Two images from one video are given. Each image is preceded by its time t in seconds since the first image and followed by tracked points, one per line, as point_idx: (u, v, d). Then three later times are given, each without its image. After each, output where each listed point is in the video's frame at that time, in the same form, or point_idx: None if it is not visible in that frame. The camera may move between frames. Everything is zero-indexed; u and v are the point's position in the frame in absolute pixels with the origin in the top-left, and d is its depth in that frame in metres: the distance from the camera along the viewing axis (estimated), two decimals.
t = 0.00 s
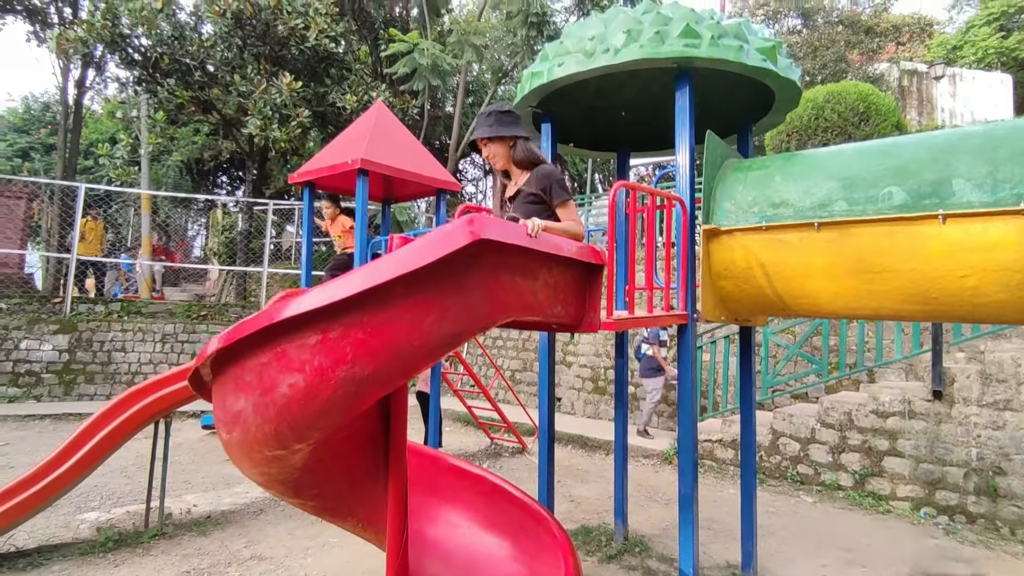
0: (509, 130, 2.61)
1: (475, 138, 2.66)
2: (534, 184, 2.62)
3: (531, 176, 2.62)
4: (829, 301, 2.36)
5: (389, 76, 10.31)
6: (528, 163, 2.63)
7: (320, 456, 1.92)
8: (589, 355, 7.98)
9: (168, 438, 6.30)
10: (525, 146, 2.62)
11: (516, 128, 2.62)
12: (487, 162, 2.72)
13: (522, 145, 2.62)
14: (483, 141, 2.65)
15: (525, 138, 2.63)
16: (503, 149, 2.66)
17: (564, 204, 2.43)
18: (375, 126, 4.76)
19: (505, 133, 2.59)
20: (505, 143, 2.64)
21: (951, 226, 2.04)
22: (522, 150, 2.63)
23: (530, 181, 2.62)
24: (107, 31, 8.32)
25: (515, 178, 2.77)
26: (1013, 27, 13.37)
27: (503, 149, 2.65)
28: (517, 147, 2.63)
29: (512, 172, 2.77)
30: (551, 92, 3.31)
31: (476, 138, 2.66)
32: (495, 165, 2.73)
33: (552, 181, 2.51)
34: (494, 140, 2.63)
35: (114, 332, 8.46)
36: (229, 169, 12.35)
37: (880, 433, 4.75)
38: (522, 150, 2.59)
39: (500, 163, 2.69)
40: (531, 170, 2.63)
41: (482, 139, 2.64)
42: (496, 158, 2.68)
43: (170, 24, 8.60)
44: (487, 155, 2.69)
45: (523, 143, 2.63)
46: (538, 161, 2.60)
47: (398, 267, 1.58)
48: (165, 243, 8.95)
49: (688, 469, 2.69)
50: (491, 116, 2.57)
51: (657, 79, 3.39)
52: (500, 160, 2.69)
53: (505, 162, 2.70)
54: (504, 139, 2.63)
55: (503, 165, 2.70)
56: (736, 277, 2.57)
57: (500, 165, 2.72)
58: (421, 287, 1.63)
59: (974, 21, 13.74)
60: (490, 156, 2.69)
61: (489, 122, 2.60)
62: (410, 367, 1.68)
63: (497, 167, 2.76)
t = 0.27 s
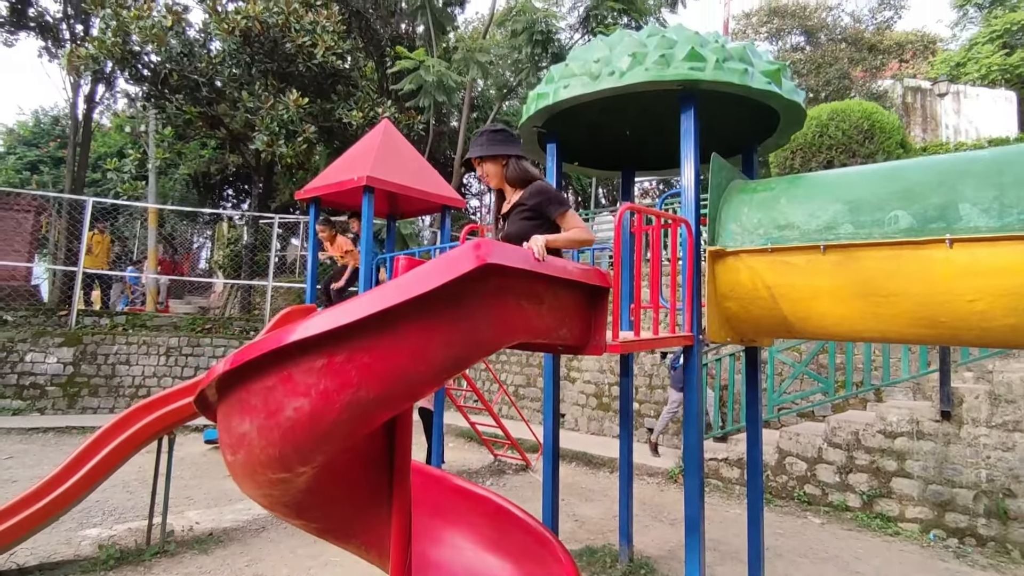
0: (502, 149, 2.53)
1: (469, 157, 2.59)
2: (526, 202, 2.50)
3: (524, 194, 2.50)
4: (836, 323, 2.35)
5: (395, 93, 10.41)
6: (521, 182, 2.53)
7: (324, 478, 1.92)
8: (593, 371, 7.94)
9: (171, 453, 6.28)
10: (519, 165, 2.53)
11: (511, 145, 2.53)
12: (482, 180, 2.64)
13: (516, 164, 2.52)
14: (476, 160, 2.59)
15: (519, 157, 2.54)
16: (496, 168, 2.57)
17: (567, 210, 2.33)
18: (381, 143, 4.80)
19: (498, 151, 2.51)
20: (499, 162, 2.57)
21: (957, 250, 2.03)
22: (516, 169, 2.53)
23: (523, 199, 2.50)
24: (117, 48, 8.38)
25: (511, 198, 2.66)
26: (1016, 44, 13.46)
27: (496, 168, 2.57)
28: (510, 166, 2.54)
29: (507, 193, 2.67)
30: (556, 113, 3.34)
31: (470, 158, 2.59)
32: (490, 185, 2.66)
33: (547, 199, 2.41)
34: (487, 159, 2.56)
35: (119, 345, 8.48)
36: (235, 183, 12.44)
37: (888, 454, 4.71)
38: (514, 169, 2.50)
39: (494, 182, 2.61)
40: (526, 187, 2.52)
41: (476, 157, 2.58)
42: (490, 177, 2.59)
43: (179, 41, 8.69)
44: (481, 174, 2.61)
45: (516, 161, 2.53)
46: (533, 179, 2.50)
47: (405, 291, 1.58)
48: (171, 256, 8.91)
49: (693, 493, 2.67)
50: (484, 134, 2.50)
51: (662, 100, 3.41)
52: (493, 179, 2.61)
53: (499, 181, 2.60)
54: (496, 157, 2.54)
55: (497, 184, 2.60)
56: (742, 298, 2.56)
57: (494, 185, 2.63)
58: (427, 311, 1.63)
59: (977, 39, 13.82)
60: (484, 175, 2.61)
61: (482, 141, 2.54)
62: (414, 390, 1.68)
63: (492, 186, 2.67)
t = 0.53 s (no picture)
0: (498, 156, 2.47)
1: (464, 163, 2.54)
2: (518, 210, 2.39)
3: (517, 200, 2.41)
4: (840, 333, 2.35)
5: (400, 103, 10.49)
6: (514, 192, 2.45)
7: (328, 485, 1.92)
8: (596, 381, 7.92)
9: (173, 461, 6.28)
10: (513, 174, 2.46)
11: (508, 153, 2.48)
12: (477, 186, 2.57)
13: (510, 172, 2.45)
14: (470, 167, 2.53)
15: (514, 166, 2.47)
16: (491, 176, 2.51)
17: (560, 206, 2.24)
18: (385, 153, 4.83)
19: (493, 158, 2.45)
20: (495, 170, 2.51)
21: (962, 261, 2.03)
22: (509, 177, 2.45)
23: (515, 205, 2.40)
24: (125, 58, 8.46)
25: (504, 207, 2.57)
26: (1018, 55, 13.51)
27: (490, 176, 2.51)
28: (504, 174, 2.47)
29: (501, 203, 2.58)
30: (560, 123, 3.35)
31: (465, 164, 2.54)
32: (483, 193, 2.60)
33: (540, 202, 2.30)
34: (482, 165, 2.50)
35: (122, 352, 8.50)
36: (240, 191, 12.51)
37: (893, 465, 4.68)
38: (507, 178, 2.42)
39: (487, 190, 2.54)
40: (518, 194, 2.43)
41: (470, 164, 2.52)
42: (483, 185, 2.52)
43: (187, 51, 8.77)
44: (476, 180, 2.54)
45: (511, 169, 2.46)
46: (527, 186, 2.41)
47: (410, 301, 1.59)
48: (176, 264, 8.97)
49: (698, 503, 2.66)
50: (479, 141, 2.45)
51: (665, 111, 3.43)
52: (487, 187, 2.54)
53: (493, 190, 2.53)
54: (491, 165, 2.48)
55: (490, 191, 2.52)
56: (746, 308, 2.56)
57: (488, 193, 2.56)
58: (433, 320, 1.63)
59: (981, 50, 13.78)
60: (477, 183, 2.54)
61: (478, 147, 2.49)
62: (419, 399, 1.69)
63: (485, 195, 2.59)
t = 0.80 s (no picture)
0: (504, 162, 2.44)
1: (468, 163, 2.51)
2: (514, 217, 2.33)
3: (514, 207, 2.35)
4: (843, 339, 2.35)
5: (403, 109, 10.54)
6: (514, 199, 2.41)
7: (332, 489, 1.93)
8: (598, 387, 7.91)
9: (176, 465, 6.28)
10: (516, 182, 2.42)
11: (514, 161, 2.46)
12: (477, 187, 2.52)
13: (514, 179, 2.42)
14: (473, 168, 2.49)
15: (519, 174, 2.44)
16: (495, 180, 2.48)
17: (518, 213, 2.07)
18: (389, 159, 4.84)
19: (499, 163, 2.42)
20: (500, 174, 2.47)
21: (964, 267, 2.04)
22: (512, 184, 2.42)
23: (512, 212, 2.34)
24: (131, 64, 8.51)
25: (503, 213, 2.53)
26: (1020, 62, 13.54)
27: (495, 180, 2.48)
28: (508, 181, 2.44)
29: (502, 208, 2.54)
30: (563, 130, 3.37)
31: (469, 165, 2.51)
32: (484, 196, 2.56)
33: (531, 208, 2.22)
34: (487, 168, 2.46)
35: (126, 357, 8.52)
36: (243, 197, 12.55)
37: (897, 472, 4.66)
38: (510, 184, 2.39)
39: (489, 194, 2.50)
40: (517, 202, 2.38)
41: (475, 165, 2.48)
42: (486, 189, 2.49)
43: (192, 58, 8.82)
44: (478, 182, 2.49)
45: (515, 177, 2.43)
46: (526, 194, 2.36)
47: (415, 305, 1.60)
48: (179, 269, 9.03)
49: (701, 509, 2.65)
50: (487, 144, 2.42)
51: (668, 118, 3.44)
52: (490, 190, 2.50)
53: (495, 195, 2.50)
54: (496, 169, 2.45)
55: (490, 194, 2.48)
56: (748, 314, 2.57)
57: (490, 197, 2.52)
58: (437, 325, 1.64)
59: (982, 57, 13.76)
60: (480, 185, 2.51)
61: (485, 149, 2.45)
62: (423, 403, 1.69)
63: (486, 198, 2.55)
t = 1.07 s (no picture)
0: (512, 164, 2.43)
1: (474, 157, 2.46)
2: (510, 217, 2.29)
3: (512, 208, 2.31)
4: (845, 341, 2.36)
5: (404, 112, 10.58)
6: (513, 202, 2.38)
7: (334, 489, 1.94)
8: (600, 389, 7.91)
9: (177, 467, 6.29)
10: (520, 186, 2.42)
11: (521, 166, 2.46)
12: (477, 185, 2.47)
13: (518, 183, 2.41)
14: (478, 165, 2.46)
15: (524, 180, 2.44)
16: (498, 180, 2.45)
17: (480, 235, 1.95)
18: (390, 162, 4.85)
19: (508, 163, 2.41)
20: (505, 175, 2.45)
21: (966, 269, 2.05)
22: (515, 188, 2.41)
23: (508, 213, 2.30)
24: (134, 67, 8.53)
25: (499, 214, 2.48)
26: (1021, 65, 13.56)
27: (499, 180, 2.45)
28: (511, 184, 2.43)
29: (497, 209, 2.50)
30: (565, 132, 3.38)
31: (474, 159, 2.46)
32: (483, 196, 2.52)
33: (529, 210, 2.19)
34: (493, 166, 2.43)
35: (128, 358, 8.55)
36: (245, 199, 12.59)
37: (899, 475, 4.65)
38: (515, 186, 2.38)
39: (489, 192, 2.46)
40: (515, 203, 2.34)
41: (481, 160, 2.44)
42: (487, 186, 2.45)
43: (195, 61, 8.84)
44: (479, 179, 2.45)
45: (520, 182, 2.42)
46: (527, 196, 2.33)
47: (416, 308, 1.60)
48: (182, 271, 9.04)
49: (702, 511, 2.65)
50: (499, 143, 2.41)
51: (669, 120, 3.45)
52: (490, 188, 2.47)
53: (495, 195, 2.46)
54: (504, 169, 2.44)
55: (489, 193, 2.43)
56: (750, 315, 2.57)
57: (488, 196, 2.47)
58: (439, 327, 1.63)
59: (984, 60, 14.03)
60: (481, 181, 2.46)
61: (494, 147, 2.43)
62: (424, 405, 1.69)
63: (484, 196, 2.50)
